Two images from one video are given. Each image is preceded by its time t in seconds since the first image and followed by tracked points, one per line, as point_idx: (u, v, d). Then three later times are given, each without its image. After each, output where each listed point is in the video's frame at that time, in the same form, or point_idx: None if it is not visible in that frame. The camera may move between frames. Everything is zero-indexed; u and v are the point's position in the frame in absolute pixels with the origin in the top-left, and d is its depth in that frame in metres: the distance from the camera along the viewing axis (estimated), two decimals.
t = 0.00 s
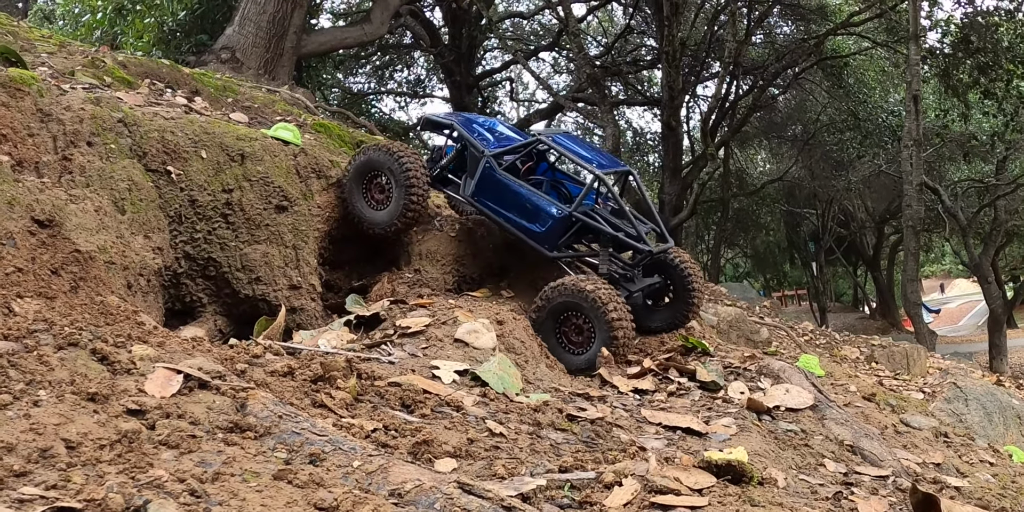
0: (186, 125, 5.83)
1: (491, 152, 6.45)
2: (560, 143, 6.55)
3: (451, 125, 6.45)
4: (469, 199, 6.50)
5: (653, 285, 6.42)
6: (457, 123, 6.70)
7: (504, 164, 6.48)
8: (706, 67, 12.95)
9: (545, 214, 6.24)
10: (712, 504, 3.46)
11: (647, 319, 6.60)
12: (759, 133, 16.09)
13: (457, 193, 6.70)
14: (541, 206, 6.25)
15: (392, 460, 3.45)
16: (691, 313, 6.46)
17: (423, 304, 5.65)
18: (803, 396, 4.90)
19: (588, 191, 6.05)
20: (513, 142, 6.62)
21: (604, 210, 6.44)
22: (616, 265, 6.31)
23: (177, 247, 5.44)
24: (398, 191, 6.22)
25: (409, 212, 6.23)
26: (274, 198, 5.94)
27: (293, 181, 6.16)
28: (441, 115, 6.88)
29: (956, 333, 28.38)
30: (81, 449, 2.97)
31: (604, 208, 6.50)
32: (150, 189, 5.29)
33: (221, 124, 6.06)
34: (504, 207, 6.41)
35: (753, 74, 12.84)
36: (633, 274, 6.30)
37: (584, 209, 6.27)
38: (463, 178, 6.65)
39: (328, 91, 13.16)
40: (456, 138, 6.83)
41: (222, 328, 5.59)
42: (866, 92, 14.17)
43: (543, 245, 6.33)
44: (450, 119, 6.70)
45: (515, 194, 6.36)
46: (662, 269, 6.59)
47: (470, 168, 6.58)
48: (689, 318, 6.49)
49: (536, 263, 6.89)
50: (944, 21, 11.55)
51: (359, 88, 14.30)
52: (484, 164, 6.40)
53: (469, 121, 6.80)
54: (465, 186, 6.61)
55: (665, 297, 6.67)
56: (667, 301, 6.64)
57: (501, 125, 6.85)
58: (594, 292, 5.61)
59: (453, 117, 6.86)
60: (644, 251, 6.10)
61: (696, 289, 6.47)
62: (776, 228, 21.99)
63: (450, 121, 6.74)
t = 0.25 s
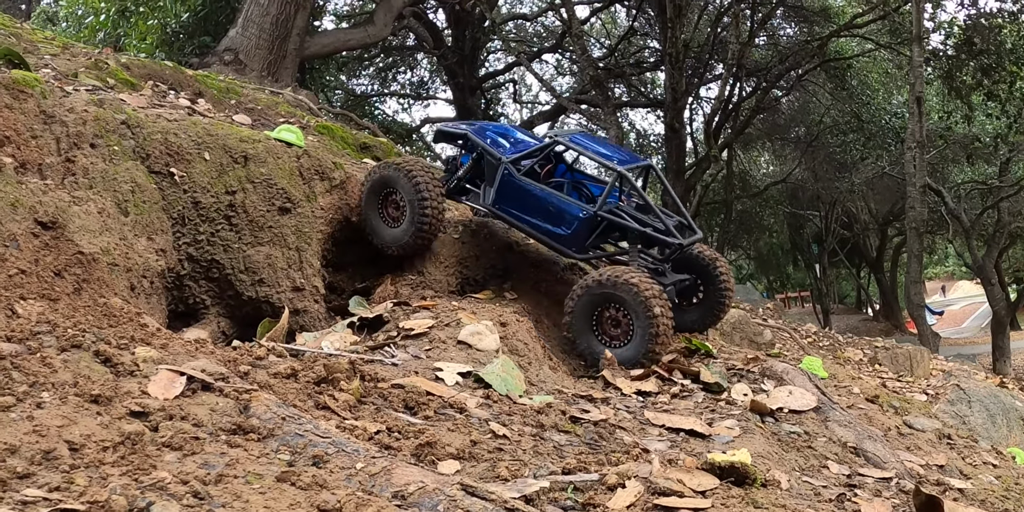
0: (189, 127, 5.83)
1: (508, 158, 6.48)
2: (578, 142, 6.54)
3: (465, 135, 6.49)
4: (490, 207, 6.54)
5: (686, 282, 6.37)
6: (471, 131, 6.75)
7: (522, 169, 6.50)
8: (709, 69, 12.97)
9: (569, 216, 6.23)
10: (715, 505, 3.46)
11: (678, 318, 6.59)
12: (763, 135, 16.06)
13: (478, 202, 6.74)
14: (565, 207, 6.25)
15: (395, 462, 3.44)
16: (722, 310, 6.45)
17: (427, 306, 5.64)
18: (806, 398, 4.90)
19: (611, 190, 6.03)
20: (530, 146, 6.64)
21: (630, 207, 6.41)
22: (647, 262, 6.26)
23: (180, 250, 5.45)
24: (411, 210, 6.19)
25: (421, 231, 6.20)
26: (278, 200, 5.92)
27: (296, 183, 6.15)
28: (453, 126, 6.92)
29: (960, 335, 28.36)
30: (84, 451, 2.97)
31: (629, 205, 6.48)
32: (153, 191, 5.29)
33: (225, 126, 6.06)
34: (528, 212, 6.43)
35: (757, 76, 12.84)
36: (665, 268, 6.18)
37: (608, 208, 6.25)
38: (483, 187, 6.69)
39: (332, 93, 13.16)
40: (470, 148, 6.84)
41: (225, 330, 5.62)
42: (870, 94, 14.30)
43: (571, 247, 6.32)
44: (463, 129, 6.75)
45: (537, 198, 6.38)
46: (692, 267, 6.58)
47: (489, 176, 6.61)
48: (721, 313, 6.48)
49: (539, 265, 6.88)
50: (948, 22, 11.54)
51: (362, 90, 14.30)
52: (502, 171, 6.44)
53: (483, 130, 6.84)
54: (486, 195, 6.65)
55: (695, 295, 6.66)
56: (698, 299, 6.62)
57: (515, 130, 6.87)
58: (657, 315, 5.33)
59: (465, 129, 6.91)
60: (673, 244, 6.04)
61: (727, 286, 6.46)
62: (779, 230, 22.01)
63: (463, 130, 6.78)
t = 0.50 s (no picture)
0: (192, 129, 5.85)
1: (531, 160, 6.54)
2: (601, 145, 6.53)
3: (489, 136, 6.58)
4: (513, 208, 6.60)
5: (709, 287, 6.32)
6: (497, 134, 6.84)
7: (546, 171, 6.54)
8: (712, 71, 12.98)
9: (591, 218, 6.24)
10: (718, 507, 3.46)
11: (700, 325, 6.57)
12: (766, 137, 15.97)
13: (502, 203, 6.81)
14: (587, 209, 6.26)
15: (398, 464, 3.44)
16: (744, 316, 6.41)
17: (430, 308, 5.65)
18: (809, 400, 4.90)
19: (632, 192, 6.02)
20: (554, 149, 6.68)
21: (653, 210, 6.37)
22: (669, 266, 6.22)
23: (183, 251, 5.44)
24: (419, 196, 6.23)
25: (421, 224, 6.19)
26: (281, 202, 5.93)
27: (299, 184, 6.15)
28: (479, 129, 7.03)
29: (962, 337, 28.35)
30: (88, 453, 2.97)
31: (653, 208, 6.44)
32: (156, 193, 5.29)
33: (228, 129, 6.08)
34: (549, 213, 6.46)
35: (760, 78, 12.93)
36: (685, 272, 6.10)
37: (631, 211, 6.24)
38: (507, 188, 6.77)
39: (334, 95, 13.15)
40: (496, 151, 6.94)
41: (228, 332, 5.59)
42: (873, 96, 14.35)
43: (593, 250, 6.32)
44: (488, 131, 6.85)
45: (560, 200, 6.40)
46: (713, 273, 6.55)
47: (512, 178, 6.69)
48: (743, 321, 6.45)
49: (542, 266, 6.89)
50: (951, 24, 11.52)
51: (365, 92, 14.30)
52: (525, 172, 6.49)
53: (509, 133, 6.92)
54: (510, 196, 6.72)
55: (718, 302, 6.63)
56: (720, 306, 6.60)
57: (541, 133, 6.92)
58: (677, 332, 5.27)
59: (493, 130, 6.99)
60: (695, 248, 5.98)
61: (748, 292, 6.42)
62: (782, 231, 22.00)
63: (489, 133, 6.89)
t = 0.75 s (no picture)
0: (195, 130, 5.85)
1: (510, 145, 6.65)
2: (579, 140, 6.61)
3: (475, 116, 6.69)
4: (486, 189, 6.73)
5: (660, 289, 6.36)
6: (486, 115, 6.95)
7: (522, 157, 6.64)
8: (716, 73, 13.00)
9: (554, 209, 6.34)
10: (722, 509, 3.46)
11: (659, 321, 6.60)
12: (769, 138, 16.07)
13: (479, 180, 6.94)
14: (552, 199, 6.35)
15: (402, 466, 3.43)
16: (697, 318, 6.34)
17: (433, 310, 5.64)
18: (813, 402, 4.91)
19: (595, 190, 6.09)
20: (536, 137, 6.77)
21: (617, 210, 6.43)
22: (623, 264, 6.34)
23: (186, 253, 5.45)
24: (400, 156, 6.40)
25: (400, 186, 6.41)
26: (284, 203, 5.93)
27: (302, 186, 6.15)
28: (472, 106, 7.14)
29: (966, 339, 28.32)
30: (91, 454, 2.97)
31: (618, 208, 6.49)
32: (159, 195, 5.30)
33: (231, 130, 6.08)
34: (518, 199, 6.57)
35: (763, 79, 12.94)
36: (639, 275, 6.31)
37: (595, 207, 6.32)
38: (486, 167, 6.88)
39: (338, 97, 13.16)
40: (483, 131, 7.05)
41: (231, 334, 5.61)
42: (876, 97, 14.30)
43: (552, 238, 6.44)
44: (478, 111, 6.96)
45: (529, 188, 6.50)
46: (671, 273, 6.48)
47: (491, 158, 6.80)
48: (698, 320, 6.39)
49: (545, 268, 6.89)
50: (955, 26, 11.59)
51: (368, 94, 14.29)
52: (502, 155, 6.61)
53: (499, 115, 7.02)
54: (487, 175, 6.84)
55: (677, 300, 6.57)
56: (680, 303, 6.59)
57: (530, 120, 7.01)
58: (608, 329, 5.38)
59: (483, 110, 7.09)
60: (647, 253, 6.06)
61: (703, 295, 6.32)
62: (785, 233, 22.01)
63: (479, 112, 7.00)
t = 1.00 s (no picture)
0: (198, 132, 5.86)
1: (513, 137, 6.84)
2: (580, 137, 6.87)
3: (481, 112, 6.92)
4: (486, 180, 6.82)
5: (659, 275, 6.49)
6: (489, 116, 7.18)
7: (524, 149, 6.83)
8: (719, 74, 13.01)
9: (554, 190, 6.45)
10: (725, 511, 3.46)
11: (655, 313, 6.67)
12: (772, 140, 16.08)
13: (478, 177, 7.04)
14: (551, 183, 6.48)
15: (405, 468, 3.43)
16: (695, 310, 6.44)
17: (436, 312, 5.64)
18: (816, 404, 4.91)
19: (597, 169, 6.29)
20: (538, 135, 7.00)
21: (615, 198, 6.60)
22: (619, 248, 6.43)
23: (189, 255, 5.44)
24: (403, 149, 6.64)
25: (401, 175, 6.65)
26: (287, 205, 5.93)
27: (305, 188, 6.15)
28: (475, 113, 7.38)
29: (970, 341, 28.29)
30: (94, 456, 2.97)
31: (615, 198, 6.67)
32: (162, 197, 5.30)
33: (234, 132, 6.09)
34: (517, 185, 6.66)
35: (767, 81, 12.70)
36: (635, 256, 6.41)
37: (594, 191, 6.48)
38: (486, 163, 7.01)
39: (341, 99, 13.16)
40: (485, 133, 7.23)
41: (234, 336, 5.61)
42: (879, 99, 14.32)
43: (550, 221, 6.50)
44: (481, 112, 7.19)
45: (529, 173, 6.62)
46: (672, 266, 6.64)
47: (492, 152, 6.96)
48: (695, 308, 6.45)
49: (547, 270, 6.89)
50: (958, 28, 11.61)
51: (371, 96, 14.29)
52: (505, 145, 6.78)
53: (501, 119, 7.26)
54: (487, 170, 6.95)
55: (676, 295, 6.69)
56: (677, 298, 6.67)
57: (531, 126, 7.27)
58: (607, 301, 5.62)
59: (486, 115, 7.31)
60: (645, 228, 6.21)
61: (701, 288, 6.46)
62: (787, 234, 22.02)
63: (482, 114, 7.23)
